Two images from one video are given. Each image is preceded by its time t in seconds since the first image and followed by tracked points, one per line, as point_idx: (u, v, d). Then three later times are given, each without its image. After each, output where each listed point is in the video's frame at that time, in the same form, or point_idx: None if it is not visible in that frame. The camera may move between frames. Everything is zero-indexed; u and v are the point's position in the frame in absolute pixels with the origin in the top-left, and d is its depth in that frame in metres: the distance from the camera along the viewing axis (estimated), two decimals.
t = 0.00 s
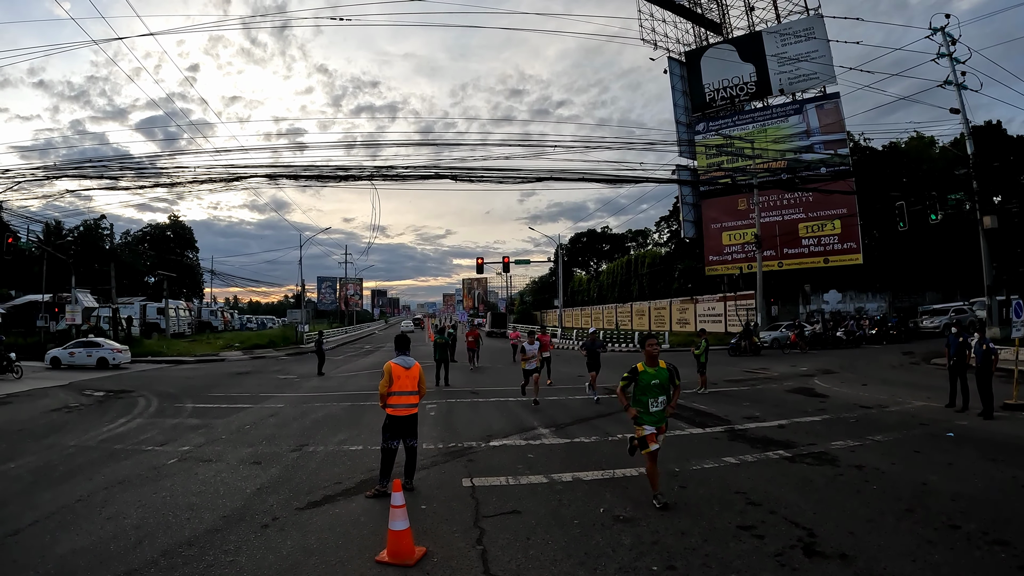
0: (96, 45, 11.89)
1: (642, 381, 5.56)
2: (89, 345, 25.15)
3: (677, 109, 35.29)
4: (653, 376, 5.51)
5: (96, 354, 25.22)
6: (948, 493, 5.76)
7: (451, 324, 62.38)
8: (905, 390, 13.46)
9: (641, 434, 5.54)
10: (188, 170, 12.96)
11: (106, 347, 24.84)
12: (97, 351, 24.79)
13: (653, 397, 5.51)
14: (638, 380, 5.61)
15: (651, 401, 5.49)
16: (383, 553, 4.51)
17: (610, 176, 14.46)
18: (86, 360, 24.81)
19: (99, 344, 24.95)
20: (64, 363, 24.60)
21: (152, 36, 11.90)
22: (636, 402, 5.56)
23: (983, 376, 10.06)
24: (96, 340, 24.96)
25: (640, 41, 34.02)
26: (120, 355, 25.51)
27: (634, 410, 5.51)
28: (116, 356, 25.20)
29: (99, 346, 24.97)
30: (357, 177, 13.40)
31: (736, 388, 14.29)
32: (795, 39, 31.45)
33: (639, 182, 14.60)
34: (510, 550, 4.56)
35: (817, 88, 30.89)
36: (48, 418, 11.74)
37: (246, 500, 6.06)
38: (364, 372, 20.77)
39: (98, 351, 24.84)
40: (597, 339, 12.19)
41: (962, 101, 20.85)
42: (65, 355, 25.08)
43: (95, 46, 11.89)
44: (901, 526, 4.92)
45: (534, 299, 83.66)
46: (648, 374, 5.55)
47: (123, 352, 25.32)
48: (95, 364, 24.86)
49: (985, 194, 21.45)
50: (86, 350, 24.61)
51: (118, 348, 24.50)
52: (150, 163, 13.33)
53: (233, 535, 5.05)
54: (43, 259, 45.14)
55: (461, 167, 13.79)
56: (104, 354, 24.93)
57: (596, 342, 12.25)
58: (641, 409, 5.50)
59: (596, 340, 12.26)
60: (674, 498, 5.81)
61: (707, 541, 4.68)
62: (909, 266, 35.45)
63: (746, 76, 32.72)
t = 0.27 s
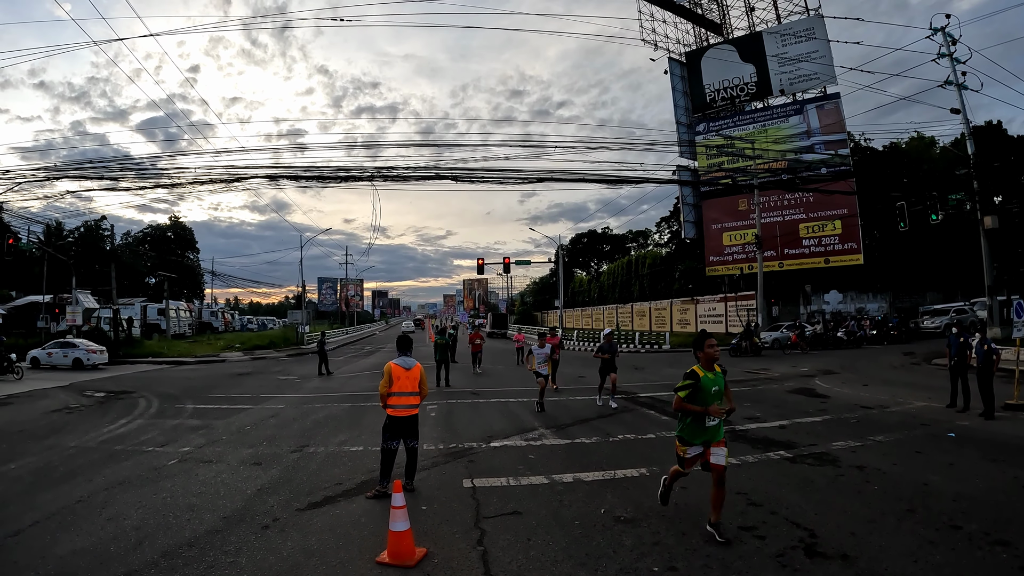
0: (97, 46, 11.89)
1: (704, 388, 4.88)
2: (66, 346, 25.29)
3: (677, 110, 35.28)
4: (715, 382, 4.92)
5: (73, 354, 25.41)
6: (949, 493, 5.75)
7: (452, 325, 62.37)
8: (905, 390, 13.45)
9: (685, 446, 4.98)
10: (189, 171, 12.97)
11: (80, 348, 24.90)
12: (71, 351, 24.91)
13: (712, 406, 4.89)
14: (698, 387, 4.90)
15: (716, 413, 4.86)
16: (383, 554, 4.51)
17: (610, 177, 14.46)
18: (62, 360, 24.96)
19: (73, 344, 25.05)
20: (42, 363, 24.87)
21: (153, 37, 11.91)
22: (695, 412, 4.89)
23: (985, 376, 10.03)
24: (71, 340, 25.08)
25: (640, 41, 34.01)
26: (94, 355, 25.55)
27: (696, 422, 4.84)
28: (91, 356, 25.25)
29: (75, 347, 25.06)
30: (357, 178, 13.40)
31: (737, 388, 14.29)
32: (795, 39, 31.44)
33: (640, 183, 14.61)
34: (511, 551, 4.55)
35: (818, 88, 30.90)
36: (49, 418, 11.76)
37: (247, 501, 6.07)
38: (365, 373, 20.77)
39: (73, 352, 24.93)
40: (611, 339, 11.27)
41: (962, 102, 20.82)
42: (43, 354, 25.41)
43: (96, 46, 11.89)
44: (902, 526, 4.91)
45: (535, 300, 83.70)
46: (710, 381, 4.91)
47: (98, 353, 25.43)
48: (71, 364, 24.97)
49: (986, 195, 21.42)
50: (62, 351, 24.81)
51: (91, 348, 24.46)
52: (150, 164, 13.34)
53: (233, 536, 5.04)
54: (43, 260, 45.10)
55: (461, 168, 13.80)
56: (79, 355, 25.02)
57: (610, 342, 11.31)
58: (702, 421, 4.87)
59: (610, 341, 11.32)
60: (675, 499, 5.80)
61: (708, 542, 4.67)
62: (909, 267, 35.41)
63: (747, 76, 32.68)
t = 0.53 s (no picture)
0: (97, 47, 11.90)
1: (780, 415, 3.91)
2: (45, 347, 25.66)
3: (678, 110, 35.27)
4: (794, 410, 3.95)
5: (50, 354, 25.93)
6: (950, 493, 5.75)
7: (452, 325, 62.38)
8: (906, 391, 13.44)
9: (765, 488, 3.94)
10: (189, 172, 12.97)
11: (56, 349, 25.20)
12: (49, 351, 25.27)
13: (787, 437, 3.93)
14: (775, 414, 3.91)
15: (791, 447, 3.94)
16: (384, 555, 4.51)
17: (610, 177, 14.45)
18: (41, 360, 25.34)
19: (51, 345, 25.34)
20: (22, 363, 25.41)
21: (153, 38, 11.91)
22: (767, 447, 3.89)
23: (986, 377, 9.99)
24: (48, 340, 25.42)
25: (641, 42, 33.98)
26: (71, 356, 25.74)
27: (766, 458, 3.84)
28: (67, 357, 25.48)
29: (52, 348, 25.38)
30: (357, 178, 13.40)
31: (737, 389, 14.28)
32: (796, 39, 31.42)
33: (640, 183, 14.59)
34: (512, 552, 4.55)
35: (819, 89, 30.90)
36: (50, 419, 11.77)
37: (248, 501, 6.06)
38: (366, 373, 20.76)
39: (50, 352, 25.24)
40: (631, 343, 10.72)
41: (963, 102, 20.80)
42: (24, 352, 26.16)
43: (96, 47, 11.90)
44: (904, 527, 4.90)
45: (535, 300, 83.70)
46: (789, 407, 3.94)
47: (74, 354, 25.67)
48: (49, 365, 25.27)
49: (986, 195, 21.40)
50: (40, 351, 25.28)
51: (65, 349, 24.77)
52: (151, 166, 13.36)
53: (234, 536, 5.05)
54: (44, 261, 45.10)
55: (462, 169, 13.78)
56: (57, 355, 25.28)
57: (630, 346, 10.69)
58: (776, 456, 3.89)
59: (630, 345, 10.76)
60: (677, 499, 5.79)
61: (710, 542, 4.67)
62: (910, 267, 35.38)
63: (747, 77, 32.65)
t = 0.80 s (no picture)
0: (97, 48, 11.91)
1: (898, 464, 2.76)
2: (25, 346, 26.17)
3: (678, 111, 35.27)
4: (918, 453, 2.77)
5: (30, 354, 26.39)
6: (951, 494, 5.73)
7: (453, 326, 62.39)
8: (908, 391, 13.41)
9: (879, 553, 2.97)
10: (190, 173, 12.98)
11: (34, 349, 25.61)
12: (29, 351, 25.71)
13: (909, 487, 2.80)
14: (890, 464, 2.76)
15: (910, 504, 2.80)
16: (384, 556, 4.50)
17: (611, 178, 14.45)
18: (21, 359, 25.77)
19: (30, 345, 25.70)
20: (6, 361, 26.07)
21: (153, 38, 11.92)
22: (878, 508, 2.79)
23: (988, 377, 9.96)
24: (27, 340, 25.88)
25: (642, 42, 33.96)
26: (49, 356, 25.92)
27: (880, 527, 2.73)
28: (44, 357, 25.78)
29: (31, 347, 25.82)
30: (358, 179, 13.39)
31: (738, 389, 14.27)
32: (797, 40, 31.42)
33: (641, 184, 14.60)
34: (512, 553, 4.55)
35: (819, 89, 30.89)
36: (51, 420, 11.78)
37: (248, 502, 6.06)
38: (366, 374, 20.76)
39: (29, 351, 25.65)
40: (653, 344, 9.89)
41: (964, 102, 20.77)
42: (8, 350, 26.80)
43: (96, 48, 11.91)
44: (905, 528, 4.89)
45: (536, 301, 83.71)
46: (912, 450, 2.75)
47: (51, 354, 25.88)
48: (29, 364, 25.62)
49: (987, 195, 21.36)
50: (20, 350, 25.86)
51: (40, 348, 24.87)
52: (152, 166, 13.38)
53: (234, 537, 5.04)
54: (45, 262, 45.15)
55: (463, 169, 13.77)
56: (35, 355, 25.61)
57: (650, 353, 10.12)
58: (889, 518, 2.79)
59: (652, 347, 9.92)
60: (678, 500, 5.78)
61: (710, 543, 4.65)
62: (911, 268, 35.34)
63: (748, 77, 32.64)
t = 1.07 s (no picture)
0: (99, 49, 11.94)
1: None
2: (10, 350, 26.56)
3: (679, 112, 35.28)
4: None
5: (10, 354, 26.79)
6: (952, 495, 5.73)
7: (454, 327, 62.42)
8: (908, 392, 13.41)
9: None
10: (191, 173, 13.01)
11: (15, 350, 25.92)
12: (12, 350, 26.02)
13: None
14: None
15: None
16: (385, 556, 4.50)
17: (612, 178, 14.46)
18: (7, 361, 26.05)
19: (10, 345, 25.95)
20: None
21: (154, 39, 11.96)
22: None
23: (989, 378, 9.95)
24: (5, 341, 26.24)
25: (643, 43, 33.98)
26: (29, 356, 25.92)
27: None
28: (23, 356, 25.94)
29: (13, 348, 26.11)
30: (359, 180, 13.42)
31: (739, 390, 14.26)
32: (797, 40, 31.43)
33: (641, 185, 14.62)
34: (513, 553, 4.55)
35: (820, 89, 30.89)
36: (52, 420, 11.79)
37: (249, 503, 6.06)
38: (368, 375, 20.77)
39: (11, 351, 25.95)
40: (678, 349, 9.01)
41: (964, 102, 20.77)
42: None
43: (98, 49, 11.95)
44: (906, 529, 4.88)
45: (537, 302, 83.76)
46: None
47: (30, 353, 26.05)
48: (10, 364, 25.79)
49: (988, 195, 21.33)
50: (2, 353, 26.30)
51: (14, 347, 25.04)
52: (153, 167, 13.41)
53: (235, 537, 5.05)
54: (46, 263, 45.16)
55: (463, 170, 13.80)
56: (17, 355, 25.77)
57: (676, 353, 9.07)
58: None
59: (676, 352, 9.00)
60: (678, 501, 5.78)
61: (711, 544, 4.65)
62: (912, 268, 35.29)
63: (748, 77, 32.63)
